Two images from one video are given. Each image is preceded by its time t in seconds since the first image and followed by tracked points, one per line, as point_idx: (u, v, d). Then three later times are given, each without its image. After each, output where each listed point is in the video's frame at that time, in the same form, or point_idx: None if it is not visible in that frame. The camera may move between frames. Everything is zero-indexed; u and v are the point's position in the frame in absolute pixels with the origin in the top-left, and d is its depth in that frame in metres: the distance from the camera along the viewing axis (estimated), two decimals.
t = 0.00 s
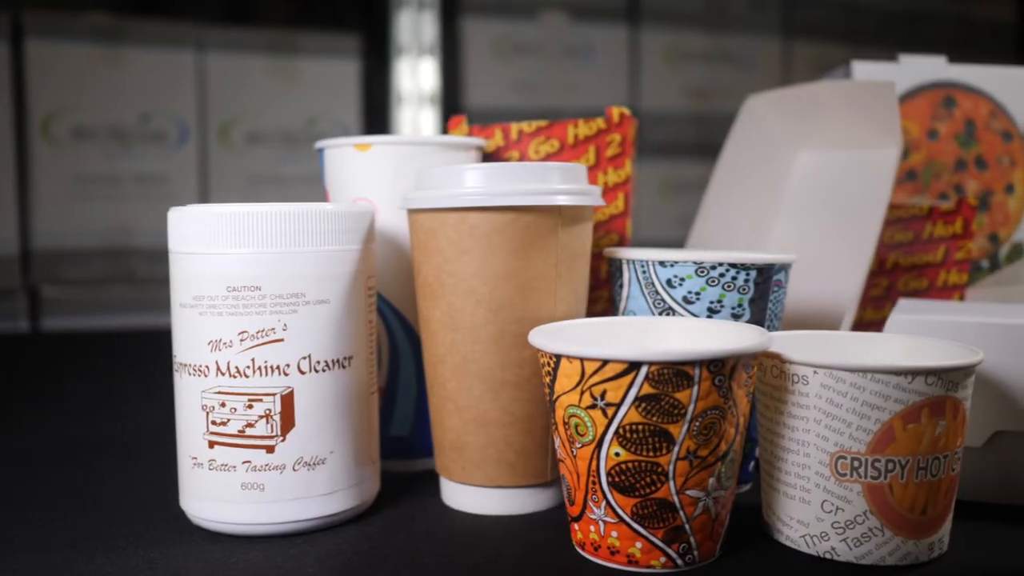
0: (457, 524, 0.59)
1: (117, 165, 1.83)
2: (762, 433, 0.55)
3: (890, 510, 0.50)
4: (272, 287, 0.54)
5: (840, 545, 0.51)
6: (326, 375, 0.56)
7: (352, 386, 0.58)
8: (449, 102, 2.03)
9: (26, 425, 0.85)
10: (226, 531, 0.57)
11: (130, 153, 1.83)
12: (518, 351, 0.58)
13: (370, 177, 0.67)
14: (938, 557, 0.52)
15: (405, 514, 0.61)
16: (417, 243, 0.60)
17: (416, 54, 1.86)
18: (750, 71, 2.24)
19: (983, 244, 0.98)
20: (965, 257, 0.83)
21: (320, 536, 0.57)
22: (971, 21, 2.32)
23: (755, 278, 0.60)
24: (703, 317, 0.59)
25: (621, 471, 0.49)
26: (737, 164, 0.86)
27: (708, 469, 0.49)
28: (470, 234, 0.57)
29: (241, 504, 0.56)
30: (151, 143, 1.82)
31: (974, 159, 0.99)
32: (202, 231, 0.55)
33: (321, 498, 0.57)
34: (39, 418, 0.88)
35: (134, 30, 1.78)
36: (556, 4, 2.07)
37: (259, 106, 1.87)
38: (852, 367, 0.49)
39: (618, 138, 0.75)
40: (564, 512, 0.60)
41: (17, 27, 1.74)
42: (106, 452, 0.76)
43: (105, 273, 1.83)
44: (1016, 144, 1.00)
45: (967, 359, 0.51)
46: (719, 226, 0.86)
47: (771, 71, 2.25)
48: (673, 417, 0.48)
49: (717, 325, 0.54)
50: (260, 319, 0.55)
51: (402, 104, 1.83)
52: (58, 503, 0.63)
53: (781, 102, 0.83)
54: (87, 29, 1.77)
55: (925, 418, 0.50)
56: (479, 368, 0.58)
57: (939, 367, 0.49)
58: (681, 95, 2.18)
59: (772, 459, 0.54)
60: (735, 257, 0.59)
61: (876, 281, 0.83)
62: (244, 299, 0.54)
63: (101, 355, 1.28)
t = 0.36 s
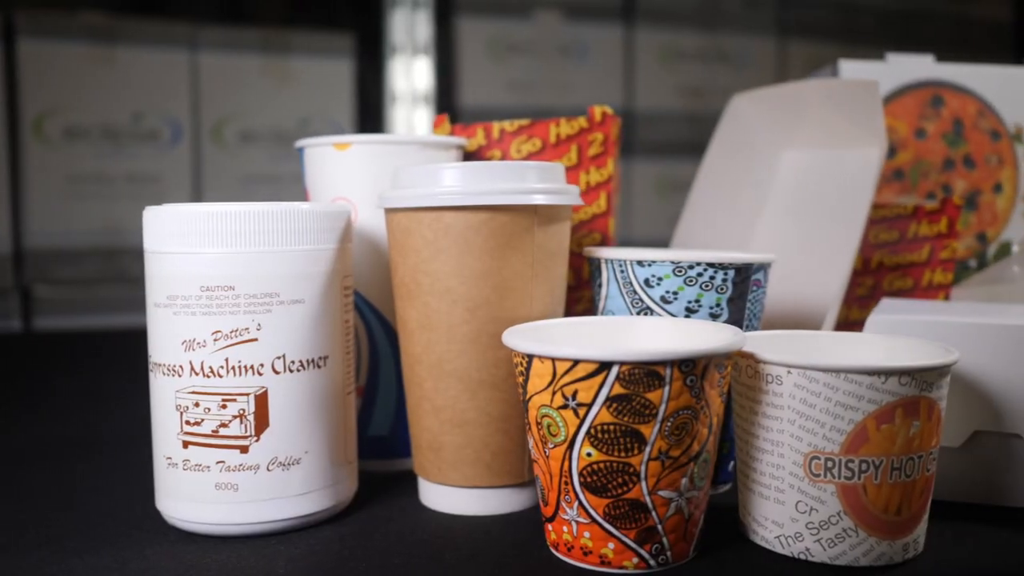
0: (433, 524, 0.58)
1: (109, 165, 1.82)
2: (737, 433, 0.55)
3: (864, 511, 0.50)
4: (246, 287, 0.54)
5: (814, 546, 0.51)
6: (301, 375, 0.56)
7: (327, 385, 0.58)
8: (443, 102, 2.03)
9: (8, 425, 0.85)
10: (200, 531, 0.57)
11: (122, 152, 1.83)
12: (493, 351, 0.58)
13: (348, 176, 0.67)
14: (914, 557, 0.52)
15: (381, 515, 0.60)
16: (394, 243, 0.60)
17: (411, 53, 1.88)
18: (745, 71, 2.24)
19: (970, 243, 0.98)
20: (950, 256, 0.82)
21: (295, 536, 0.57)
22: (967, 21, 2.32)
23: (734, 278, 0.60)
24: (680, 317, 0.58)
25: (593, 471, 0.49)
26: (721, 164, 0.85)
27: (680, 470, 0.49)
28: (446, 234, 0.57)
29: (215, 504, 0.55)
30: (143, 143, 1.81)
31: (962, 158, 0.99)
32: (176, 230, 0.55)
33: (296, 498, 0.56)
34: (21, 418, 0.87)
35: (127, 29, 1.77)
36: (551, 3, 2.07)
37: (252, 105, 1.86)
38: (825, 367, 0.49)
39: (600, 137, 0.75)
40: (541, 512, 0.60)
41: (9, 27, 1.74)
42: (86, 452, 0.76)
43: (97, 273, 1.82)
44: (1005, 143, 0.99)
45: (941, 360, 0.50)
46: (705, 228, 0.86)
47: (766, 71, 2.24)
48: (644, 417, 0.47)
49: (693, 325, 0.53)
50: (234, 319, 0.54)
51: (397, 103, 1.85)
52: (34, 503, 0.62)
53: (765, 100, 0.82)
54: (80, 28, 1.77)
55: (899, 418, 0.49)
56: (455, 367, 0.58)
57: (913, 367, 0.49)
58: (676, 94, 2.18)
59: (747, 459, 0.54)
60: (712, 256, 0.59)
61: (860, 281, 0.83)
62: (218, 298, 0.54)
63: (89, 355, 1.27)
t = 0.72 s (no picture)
0: (408, 525, 0.58)
1: (102, 165, 1.82)
2: (712, 433, 0.55)
3: (837, 512, 0.50)
4: (218, 287, 0.54)
5: (787, 547, 0.51)
6: (275, 375, 0.56)
7: (302, 386, 0.58)
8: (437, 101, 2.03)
9: None
10: (175, 532, 0.57)
11: (115, 152, 1.82)
12: (469, 351, 0.58)
13: (327, 176, 0.66)
14: (888, 559, 0.52)
15: (357, 515, 0.60)
16: (370, 243, 0.60)
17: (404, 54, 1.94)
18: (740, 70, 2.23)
19: (957, 243, 0.99)
20: (935, 256, 0.82)
21: (269, 537, 0.57)
22: (963, 21, 2.31)
23: (711, 278, 0.60)
24: (656, 317, 0.58)
25: (564, 472, 0.48)
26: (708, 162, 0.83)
27: (652, 470, 0.49)
28: (421, 234, 0.57)
29: (189, 505, 0.55)
30: (136, 143, 1.81)
31: (949, 159, 0.99)
32: (149, 231, 0.55)
33: (271, 499, 0.56)
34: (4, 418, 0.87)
35: (120, 30, 1.77)
36: (546, 3, 2.07)
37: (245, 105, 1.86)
38: (797, 368, 0.49)
39: (581, 137, 0.74)
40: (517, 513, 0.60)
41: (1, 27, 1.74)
42: (66, 452, 0.76)
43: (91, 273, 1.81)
44: (991, 142, 0.99)
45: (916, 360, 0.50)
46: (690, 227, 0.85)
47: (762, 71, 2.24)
48: (615, 418, 0.47)
49: (667, 325, 0.53)
50: (207, 319, 0.54)
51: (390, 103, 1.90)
52: (10, 504, 0.62)
53: (750, 100, 0.81)
54: (73, 28, 1.76)
55: (872, 419, 0.49)
56: (430, 368, 0.58)
57: (886, 368, 0.48)
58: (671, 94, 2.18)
59: (722, 460, 0.54)
60: (689, 256, 0.59)
61: (845, 281, 0.83)
62: (191, 299, 0.54)
63: (78, 355, 1.27)
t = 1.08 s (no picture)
0: (385, 526, 0.58)
1: (95, 164, 1.82)
2: (689, 434, 0.55)
3: (811, 513, 0.50)
4: (193, 287, 0.54)
5: (762, 548, 0.51)
6: (250, 375, 0.56)
7: (278, 386, 0.58)
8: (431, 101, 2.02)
9: None
10: (151, 533, 0.56)
11: (108, 152, 1.82)
12: (445, 351, 0.57)
13: (306, 176, 0.66)
14: (864, 560, 0.52)
15: (335, 516, 0.60)
16: (348, 243, 0.60)
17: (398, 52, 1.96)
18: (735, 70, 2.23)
19: (945, 243, 0.98)
20: (920, 256, 0.81)
21: (245, 538, 0.57)
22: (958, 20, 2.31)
23: (690, 278, 0.60)
24: (634, 317, 0.58)
25: (536, 473, 0.48)
26: (693, 163, 0.85)
27: (626, 471, 0.49)
28: (397, 234, 0.56)
29: (165, 505, 0.55)
30: (128, 143, 1.81)
31: (937, 158, 0.99)
32: (124, 230, 0.55)
33: (247, 500, 0.56)
34: None
35: (112, 29, 1.78)
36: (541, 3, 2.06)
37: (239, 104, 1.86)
38: (771, 368, 0.48)
39: (564, 136, 0.74)
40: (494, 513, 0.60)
41: None
42: (47, 452, 0.75)
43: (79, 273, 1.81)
44: (979, 142, 0.99)
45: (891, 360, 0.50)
46: (674, 229, 0.85)
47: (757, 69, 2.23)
48: (587, 419, 0.47)
49: (642, 325, 0.53)
50: (181, 319, 0.54)
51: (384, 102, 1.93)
52: None
53: (735, 100, 0.82)
54: (65, 27, 1.76)
55: (846, 420, 0.49)
56: (407, 368, 0.58)
57: (860, 368, 0.48)
58: (665, 93, 2.17)
59: (698, 460, 0.54)
60: (667, 256, 0.59)
61: (830, 281, 0.83)
62: (165, 299, 0.54)
63: (68, 355, 1.26)
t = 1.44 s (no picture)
0: (362, 526, 0.58)
1: (88, 164, 1.82)
2: (666, 434, 0.55)
3: (787, 513, 0.49)
4: (168, 286, 0.54)
5: (738, 549, 0.50)
6: (227, 375, 0.56)
7: (255, 386, 0.58)
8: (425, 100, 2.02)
9: None
10: (127, 533, 0.56)
11: (101, 151, 1.82)
12: (422, 351, 0.57)
13: (286, 175, 0.66)
14: (840, 561, 0.51)
15: (313, 516, 0.60)
16: (325, 242, 0.60)
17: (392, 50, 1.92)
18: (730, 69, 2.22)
19: (933, 242, 0.98)
20: (906, 255, 0.82)
21: (222, 538, 0.57)
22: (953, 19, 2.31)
23: (669, 277, 0.59)
24: (612, 317, 0.58)
25: (510, 473, 0.48)
26: (678, 162, 0.84)
27: (599, 471, 0.48)
28: (373, 233, 0.56)
29: (140, 505, 0.55)
30: (121, 143, 1.80)
31: (926, 157, 0.98)
32: (99, 230, 0.54)
33: (223, 500, 0.56)
34: None
35: (105, 29, 1.77)
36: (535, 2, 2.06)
37: (232, 103, 1.85)
38: (746, 368, 0.48)
39: (548, 134, 0.74)
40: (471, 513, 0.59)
41: None
42: (30, 452, 0.75)
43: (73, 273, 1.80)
44: (968, 141, 0.99)
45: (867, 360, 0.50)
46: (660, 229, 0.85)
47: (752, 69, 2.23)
48: (559, 419, 0.47)
49: (619, 325, 0.53)
50: (156, 319, 0.54)
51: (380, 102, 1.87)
52: None
53: (722, 99, 0.82)
54: (59, 27, 1.75)
55: (821, 420, 0.49)
56: (384, 368, 0.57)
57: (835, 368, 0.48)
58: (660, 93, 2.17)
59: (674, 460, 0.54)
60: (646, 255, 0.59)
61: (816, 279, 0.82)
62: (140, 298, 0.54)
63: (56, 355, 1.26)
